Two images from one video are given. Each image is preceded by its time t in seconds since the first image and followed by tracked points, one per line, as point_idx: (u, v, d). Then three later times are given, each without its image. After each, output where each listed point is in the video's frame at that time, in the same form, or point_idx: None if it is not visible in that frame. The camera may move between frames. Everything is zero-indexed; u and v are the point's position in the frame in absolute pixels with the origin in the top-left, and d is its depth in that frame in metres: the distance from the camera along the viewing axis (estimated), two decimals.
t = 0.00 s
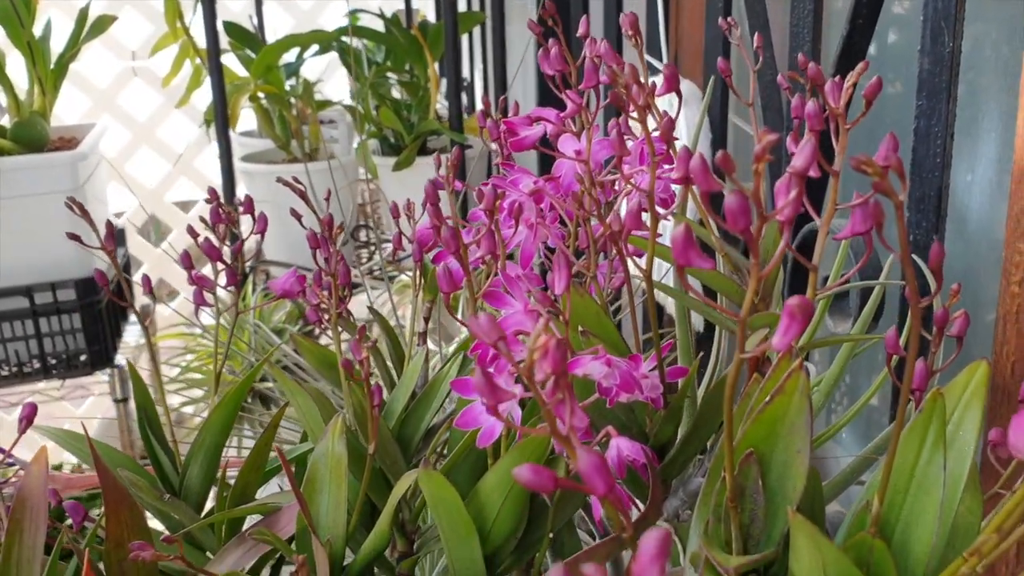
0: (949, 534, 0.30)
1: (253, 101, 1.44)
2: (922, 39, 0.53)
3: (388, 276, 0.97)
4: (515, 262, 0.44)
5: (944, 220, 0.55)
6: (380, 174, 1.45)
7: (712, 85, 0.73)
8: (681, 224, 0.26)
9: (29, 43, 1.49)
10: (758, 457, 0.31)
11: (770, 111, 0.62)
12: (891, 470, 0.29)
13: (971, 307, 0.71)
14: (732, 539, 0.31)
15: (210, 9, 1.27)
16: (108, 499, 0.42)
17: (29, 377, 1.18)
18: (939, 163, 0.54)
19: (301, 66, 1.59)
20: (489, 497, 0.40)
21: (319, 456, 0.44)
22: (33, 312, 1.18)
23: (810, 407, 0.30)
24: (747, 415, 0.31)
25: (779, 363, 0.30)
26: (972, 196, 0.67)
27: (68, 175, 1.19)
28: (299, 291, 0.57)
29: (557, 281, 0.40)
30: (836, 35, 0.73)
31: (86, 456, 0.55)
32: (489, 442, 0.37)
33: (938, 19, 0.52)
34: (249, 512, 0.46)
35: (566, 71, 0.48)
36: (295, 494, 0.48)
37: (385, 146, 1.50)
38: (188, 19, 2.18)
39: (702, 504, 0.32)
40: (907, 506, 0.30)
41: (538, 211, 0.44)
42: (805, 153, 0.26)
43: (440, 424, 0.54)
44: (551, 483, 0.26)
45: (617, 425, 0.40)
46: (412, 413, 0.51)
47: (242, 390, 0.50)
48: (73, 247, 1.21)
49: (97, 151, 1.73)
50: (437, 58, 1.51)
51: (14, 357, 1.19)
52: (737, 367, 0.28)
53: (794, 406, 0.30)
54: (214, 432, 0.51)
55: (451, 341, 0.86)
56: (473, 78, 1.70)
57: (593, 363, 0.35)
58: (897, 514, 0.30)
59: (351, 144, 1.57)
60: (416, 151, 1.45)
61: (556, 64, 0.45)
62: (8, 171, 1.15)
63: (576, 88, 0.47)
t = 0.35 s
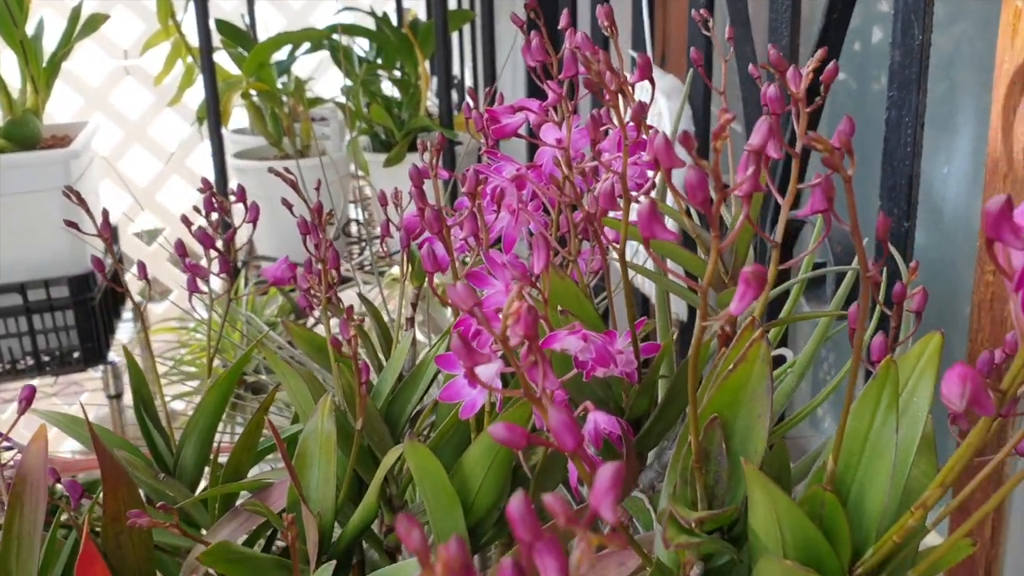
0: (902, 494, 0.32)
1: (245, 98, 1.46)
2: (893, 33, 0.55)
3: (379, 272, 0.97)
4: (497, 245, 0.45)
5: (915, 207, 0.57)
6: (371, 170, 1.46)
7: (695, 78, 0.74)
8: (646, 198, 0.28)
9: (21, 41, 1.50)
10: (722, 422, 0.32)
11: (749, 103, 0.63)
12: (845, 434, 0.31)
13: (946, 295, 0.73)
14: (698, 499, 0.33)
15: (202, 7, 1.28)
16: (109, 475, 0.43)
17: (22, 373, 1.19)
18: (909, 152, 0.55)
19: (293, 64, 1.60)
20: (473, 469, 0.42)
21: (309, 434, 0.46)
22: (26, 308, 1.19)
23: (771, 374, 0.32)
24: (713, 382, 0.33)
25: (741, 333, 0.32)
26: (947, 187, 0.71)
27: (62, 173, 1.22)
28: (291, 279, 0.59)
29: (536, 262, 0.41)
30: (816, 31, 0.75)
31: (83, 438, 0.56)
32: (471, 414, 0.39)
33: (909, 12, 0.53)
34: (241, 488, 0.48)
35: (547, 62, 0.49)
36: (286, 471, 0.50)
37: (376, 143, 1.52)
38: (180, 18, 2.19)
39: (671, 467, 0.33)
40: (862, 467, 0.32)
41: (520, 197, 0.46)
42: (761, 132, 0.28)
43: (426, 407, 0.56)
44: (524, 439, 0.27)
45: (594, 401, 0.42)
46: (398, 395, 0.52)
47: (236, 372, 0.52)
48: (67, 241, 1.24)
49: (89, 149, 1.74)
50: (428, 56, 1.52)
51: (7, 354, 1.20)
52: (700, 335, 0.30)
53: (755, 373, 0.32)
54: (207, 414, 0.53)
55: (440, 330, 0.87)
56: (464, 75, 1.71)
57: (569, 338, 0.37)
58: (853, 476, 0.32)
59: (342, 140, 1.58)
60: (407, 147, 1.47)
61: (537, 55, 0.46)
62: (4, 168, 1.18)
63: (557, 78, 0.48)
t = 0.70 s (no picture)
0: (884, 443, 0.34)
1: (248, 85, 1.47)
2: (882, 15, 0.57)
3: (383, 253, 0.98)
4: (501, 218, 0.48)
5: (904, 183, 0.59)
6: (373, 157, 1.48)
7: (691, 60, 0.76)
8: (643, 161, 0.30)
9: (25, 30, 1.51)
10: (715, 375, 0.35)
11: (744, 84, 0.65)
12: (829, 384, 0.33)
13: (937, 272, 0.75)
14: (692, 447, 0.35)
15: None
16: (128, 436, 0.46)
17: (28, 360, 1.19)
18: (898, 130, 0.57)
19: (295, 52, 1.62)
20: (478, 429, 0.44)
21: (322, 398, 0.48)
22: (32, 294, 1.20)
23: (760, 329, 0.34)
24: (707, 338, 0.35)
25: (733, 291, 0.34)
26: (939, 168, 0.73)
27: (65, 160, 1.23)
28: (301, 255, 0.62)
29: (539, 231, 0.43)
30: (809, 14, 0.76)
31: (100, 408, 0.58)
32: (478, 372, 0.42)
33: None
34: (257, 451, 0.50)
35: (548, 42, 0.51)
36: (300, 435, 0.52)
37: (378, 129, 1.53)
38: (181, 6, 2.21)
39: (668, 419, 0.36)
40: (846, 416, 0.34)
41: (523, 172, 0.48)
42: (749, 99, 0.31)
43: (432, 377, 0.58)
44: (530, 384, 0.29)
45: (594, 364, 0.44)
46: (406, 364, 0.54)
47: (250, 343, 0.54)
48: (72, 226, 1.26)
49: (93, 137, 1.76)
50: (428, 43, 1.54)
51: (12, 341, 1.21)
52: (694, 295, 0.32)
53: (746, 328, 0.34)
54: (222, 383, 0.55)
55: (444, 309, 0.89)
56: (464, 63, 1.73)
57: (570, 301, 0.39)
58: (838, 425, 0.34)
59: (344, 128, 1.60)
60: (408, 134, 1.48)
61: (538, 35, 0.48)
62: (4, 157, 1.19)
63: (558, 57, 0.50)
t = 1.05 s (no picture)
0: (898, 395, 0.35)
1: (258, 69, 1.48)
2: None
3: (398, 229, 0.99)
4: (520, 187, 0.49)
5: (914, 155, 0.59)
6: (383, 140, 1.49)
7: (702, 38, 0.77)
8: (667, 116, 0.31)
9: (35, 17, 1.52)
10: (734, 329, 0.36)
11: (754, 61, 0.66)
12: (845, 338, 0.35)
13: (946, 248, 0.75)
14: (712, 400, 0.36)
15: None
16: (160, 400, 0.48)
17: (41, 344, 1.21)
18: (907, 103, 0.58)
19: (304, 37, 1.63)
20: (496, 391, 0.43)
21: (347, 363, 0.50)
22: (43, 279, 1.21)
23: (779, 286, 0.35)
24: (725, 295, 0.36)
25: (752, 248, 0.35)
26: (946, 146, 0.71)
27: (75, 146, 1.24)
28: (320, 230, 0.64)
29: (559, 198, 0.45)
30: None
31: (124, 379, 0.59)
32: (502, 335, 0.42)
33: None
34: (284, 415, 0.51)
35: (565, 16, 0.52)
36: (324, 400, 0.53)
37: (388, 113, 1.54)
38: None
39: (688, 374, 0.37)
40: (861, 369, 0.35)
41: (541, 142, 0.49)
42: (770, 58, 0.32)
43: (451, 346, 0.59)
44: (558, 334, 0.30)
45: (613, 327, 0.45)
46: (425, 333, 0.56)
47: (273, 313, 0.56)
48: (82, 211, 1.27)
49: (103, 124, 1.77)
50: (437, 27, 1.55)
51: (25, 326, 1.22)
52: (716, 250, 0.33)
53: (765, 285, 0.35)
54: (245, 353, 0.56)
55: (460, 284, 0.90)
56: (473, 48, 1.74)
57: (591, 263, 0.40)
58: (854, 377, 0.35)
59: (354, 112, 1.61)
60: (417, 118, 1.49)
61: (556, 7, 0.49)
62: (11, 144, 1.20)
63: (575, 29, 0.51)
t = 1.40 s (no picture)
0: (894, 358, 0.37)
1: (270, 67, 1.50)
2: None
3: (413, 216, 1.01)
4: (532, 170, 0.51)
5: (911, 139, 0.61)
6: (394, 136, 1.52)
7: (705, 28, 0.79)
8: (674, 94, 0.33)
9: (51, 18, 1.54)
10: (740, 297, 0.38)
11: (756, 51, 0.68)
12: (844, 303, 0.37)
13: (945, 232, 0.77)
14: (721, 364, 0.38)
15: None
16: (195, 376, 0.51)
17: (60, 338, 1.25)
18: (903, 88, 0.60)
19: (315, 35, 1.65)
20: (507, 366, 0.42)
21: (371, 340, 0.53)
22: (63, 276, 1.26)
23: (782, 255, 0.37)
24: (732, 265, 0.39)
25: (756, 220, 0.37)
26: (944, 132, 0.73)
27: (91, 145, 1.26)
28: (340, 217, 0.66)
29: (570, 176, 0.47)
30: None
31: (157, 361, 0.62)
32: (517, 310, 0.44)
33: None
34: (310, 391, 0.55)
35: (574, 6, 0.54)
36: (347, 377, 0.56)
37: (398, 109, 1.56)
38: None
39: (697, 341, 0.39)
40: (860, 332, 0.37)
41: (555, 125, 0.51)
42: (770, 39, 0.34)
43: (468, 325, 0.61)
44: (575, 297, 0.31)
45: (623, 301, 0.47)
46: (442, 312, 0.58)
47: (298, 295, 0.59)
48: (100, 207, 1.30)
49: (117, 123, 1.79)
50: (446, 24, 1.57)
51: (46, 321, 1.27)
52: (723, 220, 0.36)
53: (769, 255, 0.37)
54: (273, 332, 0.60)
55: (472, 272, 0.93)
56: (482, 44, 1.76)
57: (602, 239, 0.42)
58: (853, 340, 0.38)
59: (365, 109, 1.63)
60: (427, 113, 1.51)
61: None
62: (26, 143, 1.23)
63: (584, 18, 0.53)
